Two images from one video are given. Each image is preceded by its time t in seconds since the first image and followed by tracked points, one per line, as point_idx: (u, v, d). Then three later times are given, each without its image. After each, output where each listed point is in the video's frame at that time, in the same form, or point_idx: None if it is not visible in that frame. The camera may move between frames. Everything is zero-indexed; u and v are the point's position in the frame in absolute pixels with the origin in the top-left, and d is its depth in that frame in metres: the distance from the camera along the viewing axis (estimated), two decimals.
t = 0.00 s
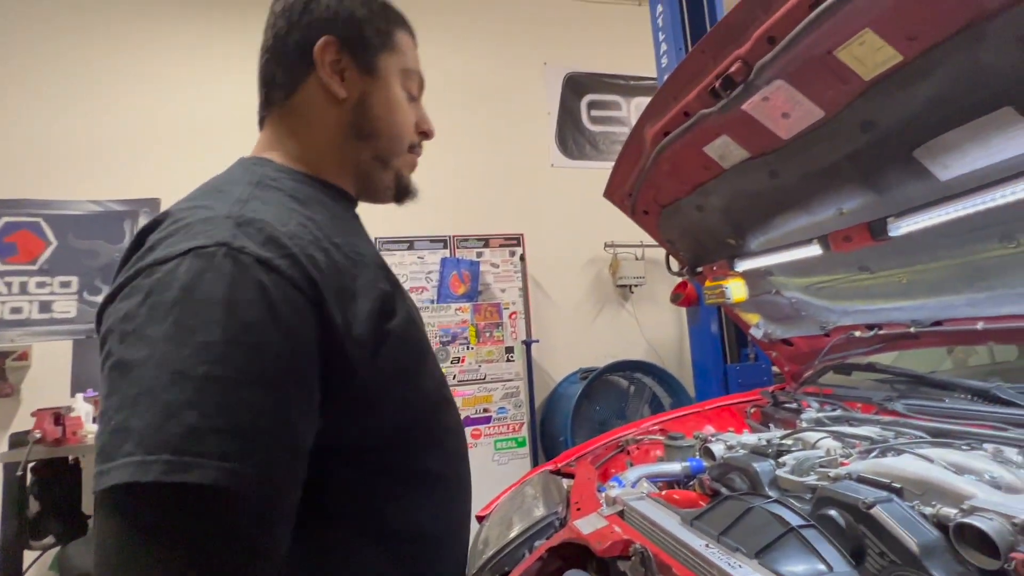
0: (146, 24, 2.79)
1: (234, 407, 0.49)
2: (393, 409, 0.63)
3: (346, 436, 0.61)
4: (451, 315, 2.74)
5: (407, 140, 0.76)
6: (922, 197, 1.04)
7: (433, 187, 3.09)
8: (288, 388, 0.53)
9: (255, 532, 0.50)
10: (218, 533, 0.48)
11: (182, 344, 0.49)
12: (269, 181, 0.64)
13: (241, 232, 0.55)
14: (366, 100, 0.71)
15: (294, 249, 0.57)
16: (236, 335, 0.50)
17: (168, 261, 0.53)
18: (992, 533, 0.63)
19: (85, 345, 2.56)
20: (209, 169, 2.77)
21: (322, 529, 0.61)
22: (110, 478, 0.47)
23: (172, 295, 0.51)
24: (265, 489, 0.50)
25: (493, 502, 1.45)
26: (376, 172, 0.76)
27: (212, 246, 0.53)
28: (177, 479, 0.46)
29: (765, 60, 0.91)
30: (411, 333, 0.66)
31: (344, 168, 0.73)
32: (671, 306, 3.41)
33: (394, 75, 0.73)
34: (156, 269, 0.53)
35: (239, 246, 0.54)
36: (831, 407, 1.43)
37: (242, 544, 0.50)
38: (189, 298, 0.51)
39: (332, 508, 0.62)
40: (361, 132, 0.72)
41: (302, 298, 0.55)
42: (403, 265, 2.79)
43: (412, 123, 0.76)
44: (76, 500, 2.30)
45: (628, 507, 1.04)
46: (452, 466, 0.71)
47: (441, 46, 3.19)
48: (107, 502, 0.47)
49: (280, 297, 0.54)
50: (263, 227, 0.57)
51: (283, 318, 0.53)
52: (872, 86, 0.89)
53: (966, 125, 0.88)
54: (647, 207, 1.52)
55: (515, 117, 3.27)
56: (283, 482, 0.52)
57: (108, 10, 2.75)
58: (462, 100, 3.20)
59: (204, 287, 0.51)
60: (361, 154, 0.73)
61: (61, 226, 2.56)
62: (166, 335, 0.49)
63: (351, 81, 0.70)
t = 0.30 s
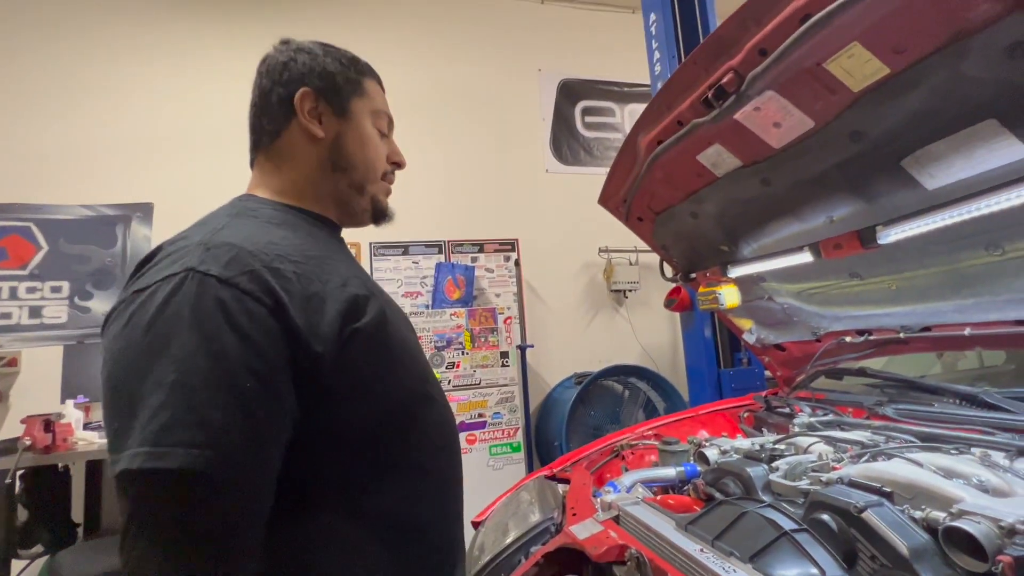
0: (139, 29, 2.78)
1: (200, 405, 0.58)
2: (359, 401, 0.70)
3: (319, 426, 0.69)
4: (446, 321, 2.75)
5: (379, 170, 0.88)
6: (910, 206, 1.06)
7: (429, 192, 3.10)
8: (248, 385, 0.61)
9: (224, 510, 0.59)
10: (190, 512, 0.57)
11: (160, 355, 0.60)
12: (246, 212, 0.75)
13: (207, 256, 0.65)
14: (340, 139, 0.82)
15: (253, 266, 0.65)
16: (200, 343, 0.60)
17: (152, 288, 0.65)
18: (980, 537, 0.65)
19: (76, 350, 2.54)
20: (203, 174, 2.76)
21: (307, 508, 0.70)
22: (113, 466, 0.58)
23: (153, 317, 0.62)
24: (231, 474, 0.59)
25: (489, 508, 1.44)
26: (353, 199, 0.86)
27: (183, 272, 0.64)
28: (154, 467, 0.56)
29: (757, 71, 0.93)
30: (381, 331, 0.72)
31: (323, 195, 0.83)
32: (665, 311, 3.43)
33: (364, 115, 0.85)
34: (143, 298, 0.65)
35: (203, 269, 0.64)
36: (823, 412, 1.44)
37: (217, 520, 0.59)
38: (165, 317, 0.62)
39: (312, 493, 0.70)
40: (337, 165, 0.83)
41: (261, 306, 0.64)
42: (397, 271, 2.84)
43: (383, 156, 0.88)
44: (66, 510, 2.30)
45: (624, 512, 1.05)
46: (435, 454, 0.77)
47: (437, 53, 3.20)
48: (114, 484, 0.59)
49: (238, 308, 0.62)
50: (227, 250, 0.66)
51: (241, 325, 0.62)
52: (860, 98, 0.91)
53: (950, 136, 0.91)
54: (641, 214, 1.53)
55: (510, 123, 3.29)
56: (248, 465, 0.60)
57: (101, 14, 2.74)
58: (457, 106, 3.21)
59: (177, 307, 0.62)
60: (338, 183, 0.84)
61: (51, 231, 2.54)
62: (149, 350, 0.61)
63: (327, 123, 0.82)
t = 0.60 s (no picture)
0: (143, 25, 2.79)
1: (217, 372, 0.60)
2: (360, 384, 0.71)
3: (323, 408, 0.70)
4: (450, 317, 2.76)
5: (385, 181, 0.88)
6: (917, 202, 1.06)
7: (432, 188, 3.10)
8: (261, 356, 0.62)
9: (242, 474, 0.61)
10: (213, 473, 0.59)
11: (177, 328, 0.62)
12: (259, 204, 0.78)
13: (223, 240, 0.67)
14: (348, 151, 0.83)
15: (264, 249, 0.67)
16: (216, 316, 0.61)
17: (170, 269, 0.66)
18: (986, 533, 0.65)
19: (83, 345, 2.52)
20: (207, 169, 2.77)
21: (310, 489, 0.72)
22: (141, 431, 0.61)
23: (171, 294, 0.64)
24: (245, 438, 0.61)
25: (493, 502, 1.45)
26: (359, 209, 0.87)
27: (198, 254, 0.66)
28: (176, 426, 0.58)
29: (764, 66, 0.93)
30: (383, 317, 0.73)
31: (332, 204, 0.85)
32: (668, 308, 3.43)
33: (374, 129, 0.86)
34: (163, 278, 0.67)
35: (219, 251, 0.66)
36: (826, 408, 1.44)
37: (231, 484, 0.60)
38: (181, 294, 0.63)
39: (319, 471, 0.72)
40: (344, 176, 0.83)
41: (271, 286, 0.65)
42: (401, 267, 2.81)
43: (390, 167, 0.88)
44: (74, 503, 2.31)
45: (627, 507, 1.05)
46: (432, 441, 0.79)
47: (440, 48, 3.20)
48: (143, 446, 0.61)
49: (250, 286, 0.64)
50: (240, 234, 0.68)
51: (253, 302, 0.63)
52: (867, 94, 0.90)
53: (959, 132, 0.90)
54: (646, 210, 1.53)
55: (513, 119, 3.28)
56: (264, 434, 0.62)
57: (105, 11, 2.75)
58: (460, 102, 3.21)
59: (193, 285, 0.63)
60: (346, 193, 0.84)
61: (57, 226, 2.55)
62: (168, 323, 0.62)
63: (337, 136, 0.83)
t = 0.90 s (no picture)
0: (150, 15, 2.76)
1: (225, 381, 0.59)
2: (371, 390, 0.70)
3: (329, 417, 0.70)
4: (458, 312, 2.73)
5: (391, 187, 0.86)
6: (947, 205, 1.01)
7: (439, 181, 3.06)
8: (270, 366, 0.61)
9: (252, 483, 0.60)
10: (224, 483, 0.58)
11: (182, 337, 0.60)
12: (265, 211, 0.77)
13: (228, 247, 0.66)
14: (352, 156, 0.81)
15: (271, 256, 0.67)
16: (224, 325, 0.61)
17: (174, 276, 0.65)
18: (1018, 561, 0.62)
19: (93, 337, 2.56)
20: (214, 162, 2.75)
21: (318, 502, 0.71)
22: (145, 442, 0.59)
23: (176, 301, 0.63)
24: (254, 450, 0.59)
25: (500, 505, 1.44)
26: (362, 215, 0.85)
27: (204, 261, 0.64)
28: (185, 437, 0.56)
29: (787, 62, 0.88)
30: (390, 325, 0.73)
31: (335, 207, 0.83)
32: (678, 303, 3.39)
33: (379, 133, 0.83)
34: (166, 285, 0.65)
35: (225, 258, 0.65)
36: (842, 413, 1.41)
37: (242, 496, 0.59)
38: (187, 301, 0.62)
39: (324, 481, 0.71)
40: (347, 182, 0.82)
41: (279, 294, 0.65)
42: (409, 261, 2.75)
43: (395, 171, 0.86)
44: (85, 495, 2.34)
45: (637, 516, 1.03)
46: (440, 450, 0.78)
47: (448, 39, 3.15)
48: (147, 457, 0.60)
49: (258, 294, 0.63)
50: (246, 241, 0.67)
51: (262, 310, 0.63)
52: (897, 92, 0.86)
53: (995, 133, 0.85)
54: (658, 208, 1.49)
55: (522, 111, 3.23)
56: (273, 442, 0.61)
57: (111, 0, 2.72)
58: (468, 93, 3.16)
59: (199, 292, 0.62)
60: (350, 196, 0.83)
61: (68, 219, 2.57)
62: (172, 332, 0.61)
63: (341, 139, 0.81)
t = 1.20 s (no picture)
0: (153, 6, 2.73)
1: (207, 428, 0.56)
2: (371, 424, 0.68)
3: (323, 455, 0.66)
4: (463, 310, 2.70)
5: (389, 194, 0.83)
6: (979, 216, 0.96)
7: (444, 176, 3.02)
8: (257, 410, 0.58)
9: (234, 535, 0.57)
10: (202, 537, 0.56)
11: (164, 379, 0.57)
12: (258, 232, 0.74)
13: (216, 278, 0.63)
14: (343, 164, 0.78)
15: (263, 287, 0.64)
16: (209, 365, 0.58)
17: (158, 310, 0.62)
18: None
19: (99, 332, 2.56)
20: (218, 156, 2.73)
21: (308, 549, 0.68)
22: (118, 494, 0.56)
23: (160, 337, 0.60)
24: (236, 501, 0.57)
25: (506, 513, 1.42)
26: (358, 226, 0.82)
27: (190, 293, 0.62)
28: (164, 491, 0.54)
29: (813, 64, 0.84)
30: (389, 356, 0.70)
31: (328, 218, 0.81)
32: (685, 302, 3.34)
33: (372, 137, 0.80)
34: (150, 318, 0.63)
35: (213, 291, 0.62)
36: (859, 424, 1.37)
37: (225, 549, 0.56)
38: (169, 340, 0.59)
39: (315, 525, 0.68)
40: (341, 191, 0.79)
41: (271, 329, 0.62)
42: (415, 258, 2.73)
43: (391, 178, 0.82)
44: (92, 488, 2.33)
45: (647, 532, 1.00)
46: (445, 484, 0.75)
47: (454, 31, 3.10)
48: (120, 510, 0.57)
49: (247, 330, 0.60)
50: (237, 270, 0.65)
51: (250, 348, 0.60)
52: (930, 96, 0.81)
53: None
54: (670, 210, 1.45)
55: (529, 105, 3.18)
56: (257, 491, 0.58)
57: None
58: (475, 87, 3.11)
59: (183, 329, 0.59)
60: (343, 207, 0.80)
61: (72, 213, 2.55)
62: (154, 374, 0.58)
63: (331, 147, 0.78)
